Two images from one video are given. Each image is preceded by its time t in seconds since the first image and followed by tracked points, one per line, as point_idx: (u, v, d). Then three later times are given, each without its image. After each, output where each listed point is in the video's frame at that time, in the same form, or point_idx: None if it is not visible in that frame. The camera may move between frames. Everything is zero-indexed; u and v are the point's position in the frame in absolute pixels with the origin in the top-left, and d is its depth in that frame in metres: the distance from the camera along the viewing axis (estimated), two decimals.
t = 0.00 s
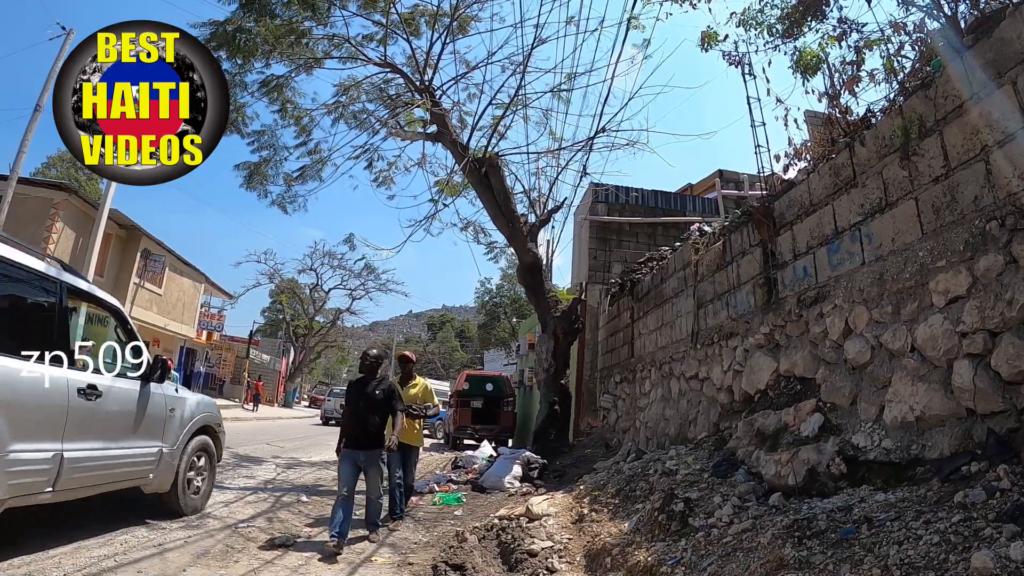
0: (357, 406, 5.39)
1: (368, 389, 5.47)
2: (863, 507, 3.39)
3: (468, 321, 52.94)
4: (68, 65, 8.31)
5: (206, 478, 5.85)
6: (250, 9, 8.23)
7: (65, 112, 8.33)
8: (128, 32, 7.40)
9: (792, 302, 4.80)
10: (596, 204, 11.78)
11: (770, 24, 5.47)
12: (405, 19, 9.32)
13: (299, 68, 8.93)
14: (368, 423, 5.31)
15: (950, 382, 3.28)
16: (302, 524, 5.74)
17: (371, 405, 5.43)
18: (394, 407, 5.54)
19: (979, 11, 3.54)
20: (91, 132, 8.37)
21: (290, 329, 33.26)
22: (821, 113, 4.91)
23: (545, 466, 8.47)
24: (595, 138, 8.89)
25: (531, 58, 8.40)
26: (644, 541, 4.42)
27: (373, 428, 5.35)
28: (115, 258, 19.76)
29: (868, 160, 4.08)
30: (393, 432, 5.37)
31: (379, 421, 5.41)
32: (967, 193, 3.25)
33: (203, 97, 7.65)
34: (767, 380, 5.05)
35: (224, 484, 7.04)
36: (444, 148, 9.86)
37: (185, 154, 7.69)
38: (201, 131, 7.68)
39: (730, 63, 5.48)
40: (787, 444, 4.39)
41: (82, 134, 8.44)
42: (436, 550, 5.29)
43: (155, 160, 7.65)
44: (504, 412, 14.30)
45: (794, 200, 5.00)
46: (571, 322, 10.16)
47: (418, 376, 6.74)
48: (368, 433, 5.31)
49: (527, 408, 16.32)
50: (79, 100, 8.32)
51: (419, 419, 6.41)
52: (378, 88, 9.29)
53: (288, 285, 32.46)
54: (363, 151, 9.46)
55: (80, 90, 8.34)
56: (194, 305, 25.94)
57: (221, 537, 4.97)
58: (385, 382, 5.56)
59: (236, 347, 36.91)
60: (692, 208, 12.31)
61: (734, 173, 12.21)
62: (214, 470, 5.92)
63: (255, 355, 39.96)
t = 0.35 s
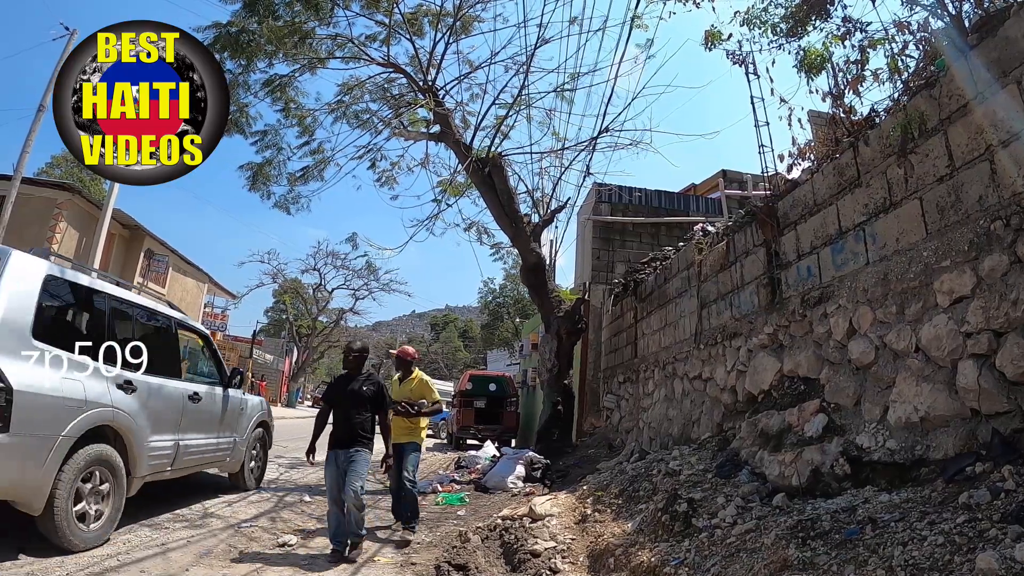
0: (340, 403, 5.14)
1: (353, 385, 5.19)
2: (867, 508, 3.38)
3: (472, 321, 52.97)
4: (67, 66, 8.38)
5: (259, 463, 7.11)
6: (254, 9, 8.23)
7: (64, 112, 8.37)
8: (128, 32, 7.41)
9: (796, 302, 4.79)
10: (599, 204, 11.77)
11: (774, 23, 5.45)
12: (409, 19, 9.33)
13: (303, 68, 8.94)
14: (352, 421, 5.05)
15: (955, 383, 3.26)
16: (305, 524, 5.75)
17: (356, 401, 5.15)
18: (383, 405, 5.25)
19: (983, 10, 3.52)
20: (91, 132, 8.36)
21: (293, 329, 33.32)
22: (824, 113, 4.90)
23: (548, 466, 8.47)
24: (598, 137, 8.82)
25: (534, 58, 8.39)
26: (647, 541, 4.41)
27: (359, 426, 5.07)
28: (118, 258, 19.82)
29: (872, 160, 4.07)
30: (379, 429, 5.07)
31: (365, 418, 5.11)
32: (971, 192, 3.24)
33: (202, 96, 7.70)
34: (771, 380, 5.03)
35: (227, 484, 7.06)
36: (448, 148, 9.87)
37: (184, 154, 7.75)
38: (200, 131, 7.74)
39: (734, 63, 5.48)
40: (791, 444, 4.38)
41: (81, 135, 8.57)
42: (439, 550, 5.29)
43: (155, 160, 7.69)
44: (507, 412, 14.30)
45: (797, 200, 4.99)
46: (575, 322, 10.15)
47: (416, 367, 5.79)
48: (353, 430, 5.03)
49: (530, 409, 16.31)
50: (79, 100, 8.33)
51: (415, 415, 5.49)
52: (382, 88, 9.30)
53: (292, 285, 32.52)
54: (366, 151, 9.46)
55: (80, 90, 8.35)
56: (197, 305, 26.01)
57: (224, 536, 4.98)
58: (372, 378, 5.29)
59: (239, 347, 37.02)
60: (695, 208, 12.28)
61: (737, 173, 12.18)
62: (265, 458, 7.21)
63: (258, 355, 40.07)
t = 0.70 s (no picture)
0: (332, 405, 4.47)
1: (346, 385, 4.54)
2: (874, 509, 3.35)
3: (476, 321, 52.97)
4: (68, 65, 8.33)
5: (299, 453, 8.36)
6: (258, 8, 8.24)
7: (65, 112, 8.36)
8: (128, 32, 7.45)
9: (803, 302, 4.76)
10: (604, 204, 11.74)
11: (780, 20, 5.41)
12: (413, 18, 9.33)
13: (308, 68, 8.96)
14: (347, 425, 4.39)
15: (963, 383, 3.23)
16: (309, 523, 5.76)
17: (350, 405, 4.50)
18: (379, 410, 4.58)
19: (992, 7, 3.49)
20: (91, 132, 8.44)
21: (298, 329, 33.40)
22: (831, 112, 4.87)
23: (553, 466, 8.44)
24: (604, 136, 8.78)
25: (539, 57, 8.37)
26: (652, 542, 4.39)
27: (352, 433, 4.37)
28: (123, 258, 19.90)
29: (879, 159, 4.03)
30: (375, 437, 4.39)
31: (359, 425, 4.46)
32: (980, 191, 3.20)
33: (202, 96, 7.64)
34: (778, 380, 5.01)
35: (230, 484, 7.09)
36: (453, 147, 9.86)
37: (185, 154, 7.74)
38: (201, 134, 7.68)
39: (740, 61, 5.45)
40: (797, 445, 4.35)
41: (82, 135, 8.59)
42: (444, 550, 5.28)
43: (155, 160, 7.73)
44: (512, 412, 14.29)
45: (804, 199, 4.96)
46: (580, 322, 10.13)
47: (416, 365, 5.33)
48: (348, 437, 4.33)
49: (535, 409, 16.30)
50: (79, 100, 8.34)
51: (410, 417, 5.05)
52: (386, 88, 9.32)
53: (297, 285, 32.59)
54: (371, 151, 9.46)
55: (80, 90, 8.37)
56: (202, 304, 26.11)
57: (228, 535, 4.99)
58: (366, 379, 4.64)
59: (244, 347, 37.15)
60: (701, 208, 12.24)
61: (743, 173, 12.14)
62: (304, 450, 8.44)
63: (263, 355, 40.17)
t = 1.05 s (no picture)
0: (326, 401, 3.96)
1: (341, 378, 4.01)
2: (888, 513, 3.30)
3: (488, 321, 53.05)
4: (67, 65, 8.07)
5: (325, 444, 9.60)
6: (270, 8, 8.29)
7: (64, 111, 8.34)
8: (127, 32, 7.60)
9: (816, 303, 4.71)
10: (616, 203, 11.69)
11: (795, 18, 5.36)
12: (425, 18, 9.35)
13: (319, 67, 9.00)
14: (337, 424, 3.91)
15: (979, 386, 3.18)
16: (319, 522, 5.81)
17: (348, 400, 3.99)
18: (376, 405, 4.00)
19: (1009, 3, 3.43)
20: (91, 132, 8.55)
21: (310, 328, 33.59)
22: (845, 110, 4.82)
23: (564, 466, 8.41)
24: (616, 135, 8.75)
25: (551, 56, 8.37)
26: (663, 544, 4.36)
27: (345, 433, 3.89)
28: (135, 256, 20.10)
29: (895, 158, 3.97)
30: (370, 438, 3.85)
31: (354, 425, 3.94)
32: (997, 190, 3.14)
33: (204, 97, 7.81)
34: (790, 382, 4.95)
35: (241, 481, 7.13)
36: (464, 147, 9.87)
37: (185, 154, 7.76)
38: (200, 134, 7.75)
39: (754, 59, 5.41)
40: (810, 447, 4.30)
41: (82, 134, 8.58)
42: (453, 550, 5.27)
43: (155, 160, 7.75)
44: (522, 412, 14.29)
45: (818, 199, 4.90)
46: (591, 322, 10.10)
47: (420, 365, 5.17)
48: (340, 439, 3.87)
49: (546, 409, 16.28)
50: (79, 101, 8.27)
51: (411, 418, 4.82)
52: (397, 87, 9.36)
53: (308, 284, 32.78)
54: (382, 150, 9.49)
55: (80, 89, 8.22)
56: (214, 303, 26.33)
57: (237, 533, 5.01)
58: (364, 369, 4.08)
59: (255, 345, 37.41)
60: (713, 208, 12.17)
61: (755, 173, 12.05)
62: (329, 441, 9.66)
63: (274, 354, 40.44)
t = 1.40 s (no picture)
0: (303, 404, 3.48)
1: (326, 377, 3.57)
2: (898, 517, 3.28)
3: (499, 321, 53.13)
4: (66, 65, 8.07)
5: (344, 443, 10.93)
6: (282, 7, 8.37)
7: (66, 111, 8.48)
8: (127, 32, 7.58)
9: (828, 304, 4.68)
10: (627, 204, 11.67)
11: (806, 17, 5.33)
12: (437, 18, 9.39)
13: (331, 66, 9.07)
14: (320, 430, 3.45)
15: (991, 389, 3.15)
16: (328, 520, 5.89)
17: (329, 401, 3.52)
18: (363, 409, 3.64)
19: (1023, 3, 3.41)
20: (91, 132, 8.89)
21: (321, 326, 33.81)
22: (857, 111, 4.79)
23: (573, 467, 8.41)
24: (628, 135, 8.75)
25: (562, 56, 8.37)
26: (672, 545, 4.35)
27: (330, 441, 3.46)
28: (148, 255, 20.34)
29: (907, 159, 3.95)
30: (360, 449, 3.48)
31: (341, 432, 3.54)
32: (1010, 192, 3.12)
33: (203, 96, 7.79)
34: (801, 384, 4.93)
35: (251, 478, 7.24)
36: (476, 146, 9.90)
37: (184, 154, 7.83)
38: (200, 133, 7.82)
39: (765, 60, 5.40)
40: (821, 450, 4.28)
41: (82, 134, 8.88)
42: (462, 549, 5.30)
43: (155, 160, 7.85)
44: (532, 412, 14.31)
45: (830, 200, 4.88)
46: (602, 322, 10.09)
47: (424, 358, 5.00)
48: (321, 448, 3.43)
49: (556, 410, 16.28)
50: (80, 101, 8.45)
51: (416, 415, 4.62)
52: (409, 87, 9.41)
53: (320, 283, 32.99)
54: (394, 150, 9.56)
55: (81, 90, 8.37)
56: (226, 301, 26.58)
57: (246, 530, 5.07)
58: (348, 368, 3.65)
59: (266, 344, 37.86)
60: (725, 208, 12.12)
61: (768, 173, 11.99)
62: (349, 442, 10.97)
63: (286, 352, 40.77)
